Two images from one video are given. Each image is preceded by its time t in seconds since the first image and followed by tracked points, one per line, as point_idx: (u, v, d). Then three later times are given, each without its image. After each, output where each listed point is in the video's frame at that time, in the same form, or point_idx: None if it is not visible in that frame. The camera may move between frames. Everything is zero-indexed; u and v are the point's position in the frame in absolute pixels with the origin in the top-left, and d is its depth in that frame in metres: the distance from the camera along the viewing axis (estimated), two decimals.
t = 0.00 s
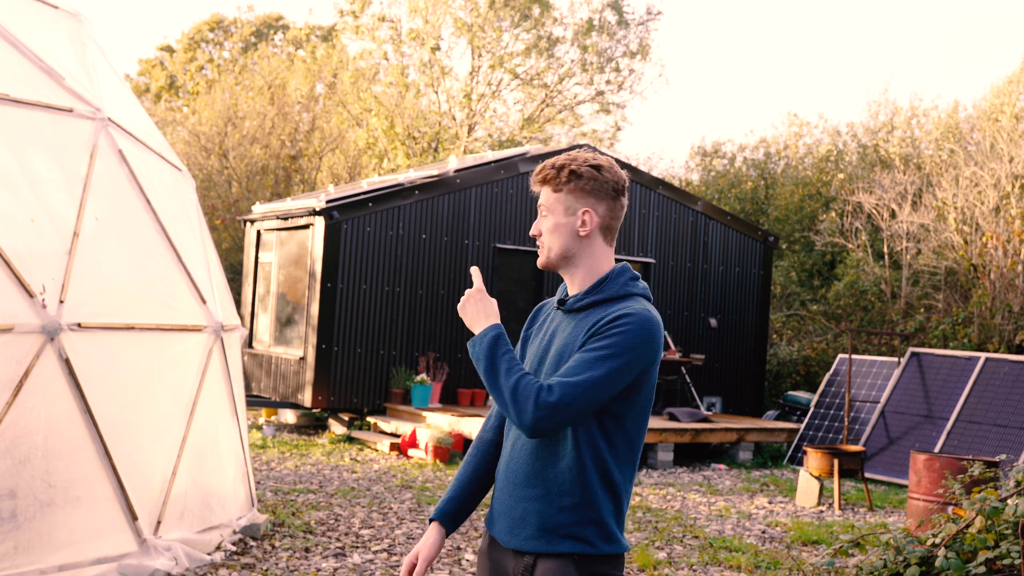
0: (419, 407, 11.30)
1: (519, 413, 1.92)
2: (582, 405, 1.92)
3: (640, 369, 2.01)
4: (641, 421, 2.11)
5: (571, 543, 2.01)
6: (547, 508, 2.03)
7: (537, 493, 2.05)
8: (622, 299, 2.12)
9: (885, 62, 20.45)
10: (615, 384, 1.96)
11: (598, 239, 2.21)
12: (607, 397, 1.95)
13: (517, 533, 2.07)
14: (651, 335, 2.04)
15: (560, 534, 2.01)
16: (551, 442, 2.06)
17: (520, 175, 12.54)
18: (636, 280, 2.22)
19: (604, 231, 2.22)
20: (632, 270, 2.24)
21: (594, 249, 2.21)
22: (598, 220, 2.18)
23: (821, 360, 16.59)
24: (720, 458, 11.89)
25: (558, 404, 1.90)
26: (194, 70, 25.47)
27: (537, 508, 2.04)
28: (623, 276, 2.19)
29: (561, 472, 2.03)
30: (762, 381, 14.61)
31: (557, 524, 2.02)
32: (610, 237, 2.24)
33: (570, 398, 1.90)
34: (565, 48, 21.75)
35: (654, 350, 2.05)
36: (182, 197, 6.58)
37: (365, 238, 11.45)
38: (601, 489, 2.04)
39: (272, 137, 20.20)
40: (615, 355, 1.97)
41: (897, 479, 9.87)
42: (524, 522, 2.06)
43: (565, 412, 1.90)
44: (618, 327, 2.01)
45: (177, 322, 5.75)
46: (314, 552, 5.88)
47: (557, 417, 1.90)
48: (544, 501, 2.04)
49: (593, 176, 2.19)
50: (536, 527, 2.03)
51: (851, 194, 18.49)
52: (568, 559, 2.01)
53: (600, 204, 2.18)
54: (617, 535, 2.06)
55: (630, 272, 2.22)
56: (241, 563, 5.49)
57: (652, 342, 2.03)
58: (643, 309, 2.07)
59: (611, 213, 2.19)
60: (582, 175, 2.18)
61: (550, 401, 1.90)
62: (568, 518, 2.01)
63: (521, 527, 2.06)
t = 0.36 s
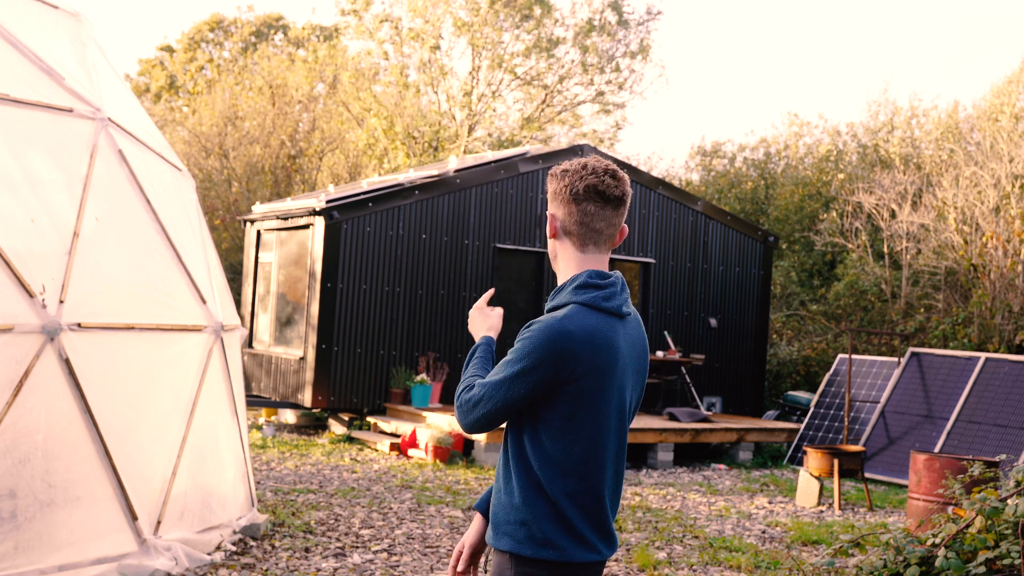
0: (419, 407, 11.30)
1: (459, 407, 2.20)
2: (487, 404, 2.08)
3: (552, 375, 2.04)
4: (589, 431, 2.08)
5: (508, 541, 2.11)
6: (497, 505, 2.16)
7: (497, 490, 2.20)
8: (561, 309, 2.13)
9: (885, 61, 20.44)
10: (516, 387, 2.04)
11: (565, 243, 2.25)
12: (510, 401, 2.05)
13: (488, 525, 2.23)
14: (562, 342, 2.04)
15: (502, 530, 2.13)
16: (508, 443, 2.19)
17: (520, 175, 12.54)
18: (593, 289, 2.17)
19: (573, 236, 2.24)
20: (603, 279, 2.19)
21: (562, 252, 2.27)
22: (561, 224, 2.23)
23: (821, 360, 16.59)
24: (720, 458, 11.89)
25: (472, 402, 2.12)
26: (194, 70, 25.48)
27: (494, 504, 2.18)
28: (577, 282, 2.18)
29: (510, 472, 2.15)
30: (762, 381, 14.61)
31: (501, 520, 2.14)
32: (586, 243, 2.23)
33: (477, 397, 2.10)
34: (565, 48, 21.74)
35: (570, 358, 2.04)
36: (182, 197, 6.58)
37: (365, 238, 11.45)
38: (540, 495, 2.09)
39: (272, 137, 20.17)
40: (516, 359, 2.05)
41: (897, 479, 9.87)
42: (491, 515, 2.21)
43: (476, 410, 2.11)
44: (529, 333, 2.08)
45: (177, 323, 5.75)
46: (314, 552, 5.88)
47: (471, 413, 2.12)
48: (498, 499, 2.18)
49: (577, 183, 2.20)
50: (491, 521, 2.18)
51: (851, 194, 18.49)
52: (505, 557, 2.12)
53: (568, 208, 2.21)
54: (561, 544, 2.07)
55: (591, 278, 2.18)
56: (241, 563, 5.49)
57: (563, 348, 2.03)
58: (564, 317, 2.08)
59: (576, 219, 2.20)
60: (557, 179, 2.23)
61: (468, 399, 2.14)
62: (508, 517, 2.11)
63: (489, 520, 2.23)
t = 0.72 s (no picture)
0: (419, 407, 11.30)
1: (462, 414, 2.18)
2: (496, 410, 2.07)
3: (563, 380, 2.05)
4: (597, 432, 2.11)
5: (514, 542, 2.11)
6: (502, 508, 2.15)
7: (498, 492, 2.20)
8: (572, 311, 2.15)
9: (885, 61, 20.44)
10: (527, 392, 2.03)
11: (573, 249, 2.25)
12: (523, 406, 2.05)
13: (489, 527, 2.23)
14: (573, 346, 2.05)
15: (507, 532, 2.13)
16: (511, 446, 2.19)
17: (520, 175, 12.54)
18: (603, 291, 2.19)
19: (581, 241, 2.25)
20: (611, 281, 2.23)
21: (569, 259, 2.26)
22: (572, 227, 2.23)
23: (821, 360, 16.60)
24: (720, 458, 11.90)
25: (477, 410, 2.10)
26: (194, 70, 25.50)
27: (497, 507, 2.18)
28: (581, 285, 2.20)
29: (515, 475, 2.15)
30: (762, 381, 14.61)
31: (506, 523, 2.14)
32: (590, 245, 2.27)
33: (485, 404, 2.08)
34: (565, 48, 21.72)
35: (581, 362, 2.06)
36: (182, 196, 6.58)
37: (365, 238, 11.45)
38: (547, 498, 2.10)
39: (272, 137, 20.16)
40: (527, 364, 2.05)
41: (897, 479, 9.86)
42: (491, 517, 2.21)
43: (483, 416, 2.09)
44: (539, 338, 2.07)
45: (177, 322, 5.75)
46: (314, 552, 5.88)
47: (476, 420, 2.10)
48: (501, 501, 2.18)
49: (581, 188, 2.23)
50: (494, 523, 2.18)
51: (851, 194, 18.50)
52: (511, 558, 2.12)
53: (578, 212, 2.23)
54: (569, 544, 2.09)
55: (594, 280, 2.20)
56: (241, 563, 5.49)
57: (574, 353, 2.05)
58: (572, 322, 2.09)
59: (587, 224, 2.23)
60: (558, 183, 2.23)
61: (473, 406, 2.12)
62: (515, 519, 2.12)
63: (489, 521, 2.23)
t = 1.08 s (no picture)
0: (419, 407, 11.30)
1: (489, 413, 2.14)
2: (541, 406, 2.08)
3: (610, 373, 2.13)
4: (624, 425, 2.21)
5: (552, 542, 2.13)
6: (531, 509, 2.16)
7: (519, 494, 2.20)
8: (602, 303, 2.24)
9: (885, 61, 20.43)
10: (579, 385, 2.09)
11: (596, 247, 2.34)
12: (572, 400, 2.09)
13: (503, 532, 2.21)
14: (620, 338, 2.15)
15: (539, 533, 2.14)
16: (531, 446, 2.20)
17: (520, 175, 12.54)
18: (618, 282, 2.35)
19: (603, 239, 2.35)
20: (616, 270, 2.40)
21: (593, 257, 2.34)
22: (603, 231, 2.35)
23: (821, 360, 16.60)
24: (720, 458, 11.89)
25: (517, 406, 2.09)
26: (194, 69, 25.50)
27: (524, 508, 2.17)
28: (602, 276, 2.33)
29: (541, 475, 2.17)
30: (762, 382, 14.61)
31: (536, 523, 2.15)
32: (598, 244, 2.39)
33: (529, 400, 2.08)
34: (565, 48, 21.69)
35: (625, 354, 2.15)
36: (182, 197, 6.58)
37: (365, 238, 11.45)
38: (582, 490, 2.16)
39: (272, 136, 20.15)
40: (580, 358, 2.10)
41: (897, 479, 9.86)
42: (508, 522, 2.20)
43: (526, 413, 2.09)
44: (586, 333, 2.13)
45: (177, 322, 5.75)
46: (314, 552, 5.88)
47: (514, 417, 2.09)
48: (525, 502, 2.18)
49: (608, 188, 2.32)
50: (517, 525, 2.18)
51: (851, 194, 18.50)
52: (547, 558, 2.14)
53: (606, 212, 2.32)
54: (599, 536, 2.17)
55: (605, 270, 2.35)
56: (241, 563, 5.49)
57: (617, 343, 2.14)
58: (611, 312, 2.18)
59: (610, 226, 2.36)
60: (587, 186, 2.28)
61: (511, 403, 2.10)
62: (548, 518, 2.14)
63: (504, 525, 2.21)
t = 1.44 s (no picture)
0: (419, 407, 11.30)
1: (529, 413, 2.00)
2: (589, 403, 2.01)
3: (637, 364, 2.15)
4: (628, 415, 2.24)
5: (587, 539, 2.08)
6: (561, 508, 2.08)
7: (543, 494, 2.10)
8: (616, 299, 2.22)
9: (885, 61, 20.45)
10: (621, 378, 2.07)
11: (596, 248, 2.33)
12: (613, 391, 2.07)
13: (525, 536, 2.10)
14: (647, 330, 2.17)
15: (571, 531, 2.08)
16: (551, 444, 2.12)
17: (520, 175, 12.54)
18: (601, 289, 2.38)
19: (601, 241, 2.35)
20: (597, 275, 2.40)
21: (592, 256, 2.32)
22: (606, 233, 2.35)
23: (821, 360, 16.61)
24: (720, 458, 11.90)
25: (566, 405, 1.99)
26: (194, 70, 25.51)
27: (552, 508, 2.09)
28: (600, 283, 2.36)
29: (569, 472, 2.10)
30: (762, 382, 14.62)
31: (568, 522, 2.08)
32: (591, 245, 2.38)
33: (579, 398, 2.00)
34: (565, 48, 21.69)
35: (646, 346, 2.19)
36: (182, 197, 6.57)
37: (365, 238, 11.45)
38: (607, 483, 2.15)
39: (272, 137, 20.18)
40: (621, 352, 2.08)
41: (897, 479, 9.86)
42: (532, 524, 2.10)
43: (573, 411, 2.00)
44: (623, 325, 2.11)
45: (177, 322, 5.75)
46: (314, 552, 5.88)
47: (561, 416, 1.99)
48: (554, 501, 2.09)
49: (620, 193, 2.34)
50: (545, 526, 2.08)
51: (851, 194, 18.51)
52: (580, 555, 2.07)
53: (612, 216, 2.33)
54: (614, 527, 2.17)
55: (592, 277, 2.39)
56: (241, 563, 5.49)
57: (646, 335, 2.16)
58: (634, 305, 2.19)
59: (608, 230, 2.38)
60: (612, 185, 2.27)
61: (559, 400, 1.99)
62: (579, 515, 2.08)
63: (526, 529, 2.10)
